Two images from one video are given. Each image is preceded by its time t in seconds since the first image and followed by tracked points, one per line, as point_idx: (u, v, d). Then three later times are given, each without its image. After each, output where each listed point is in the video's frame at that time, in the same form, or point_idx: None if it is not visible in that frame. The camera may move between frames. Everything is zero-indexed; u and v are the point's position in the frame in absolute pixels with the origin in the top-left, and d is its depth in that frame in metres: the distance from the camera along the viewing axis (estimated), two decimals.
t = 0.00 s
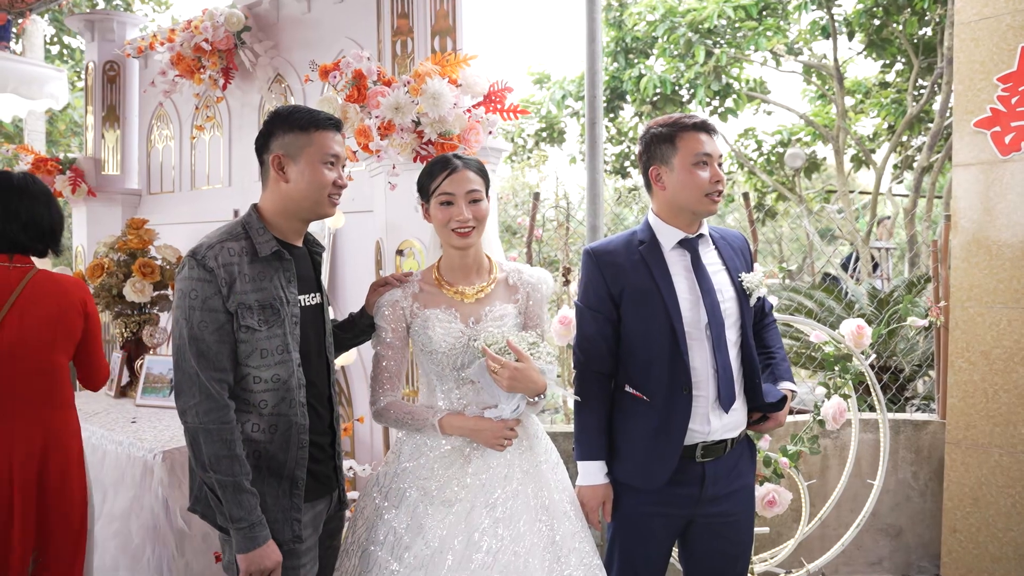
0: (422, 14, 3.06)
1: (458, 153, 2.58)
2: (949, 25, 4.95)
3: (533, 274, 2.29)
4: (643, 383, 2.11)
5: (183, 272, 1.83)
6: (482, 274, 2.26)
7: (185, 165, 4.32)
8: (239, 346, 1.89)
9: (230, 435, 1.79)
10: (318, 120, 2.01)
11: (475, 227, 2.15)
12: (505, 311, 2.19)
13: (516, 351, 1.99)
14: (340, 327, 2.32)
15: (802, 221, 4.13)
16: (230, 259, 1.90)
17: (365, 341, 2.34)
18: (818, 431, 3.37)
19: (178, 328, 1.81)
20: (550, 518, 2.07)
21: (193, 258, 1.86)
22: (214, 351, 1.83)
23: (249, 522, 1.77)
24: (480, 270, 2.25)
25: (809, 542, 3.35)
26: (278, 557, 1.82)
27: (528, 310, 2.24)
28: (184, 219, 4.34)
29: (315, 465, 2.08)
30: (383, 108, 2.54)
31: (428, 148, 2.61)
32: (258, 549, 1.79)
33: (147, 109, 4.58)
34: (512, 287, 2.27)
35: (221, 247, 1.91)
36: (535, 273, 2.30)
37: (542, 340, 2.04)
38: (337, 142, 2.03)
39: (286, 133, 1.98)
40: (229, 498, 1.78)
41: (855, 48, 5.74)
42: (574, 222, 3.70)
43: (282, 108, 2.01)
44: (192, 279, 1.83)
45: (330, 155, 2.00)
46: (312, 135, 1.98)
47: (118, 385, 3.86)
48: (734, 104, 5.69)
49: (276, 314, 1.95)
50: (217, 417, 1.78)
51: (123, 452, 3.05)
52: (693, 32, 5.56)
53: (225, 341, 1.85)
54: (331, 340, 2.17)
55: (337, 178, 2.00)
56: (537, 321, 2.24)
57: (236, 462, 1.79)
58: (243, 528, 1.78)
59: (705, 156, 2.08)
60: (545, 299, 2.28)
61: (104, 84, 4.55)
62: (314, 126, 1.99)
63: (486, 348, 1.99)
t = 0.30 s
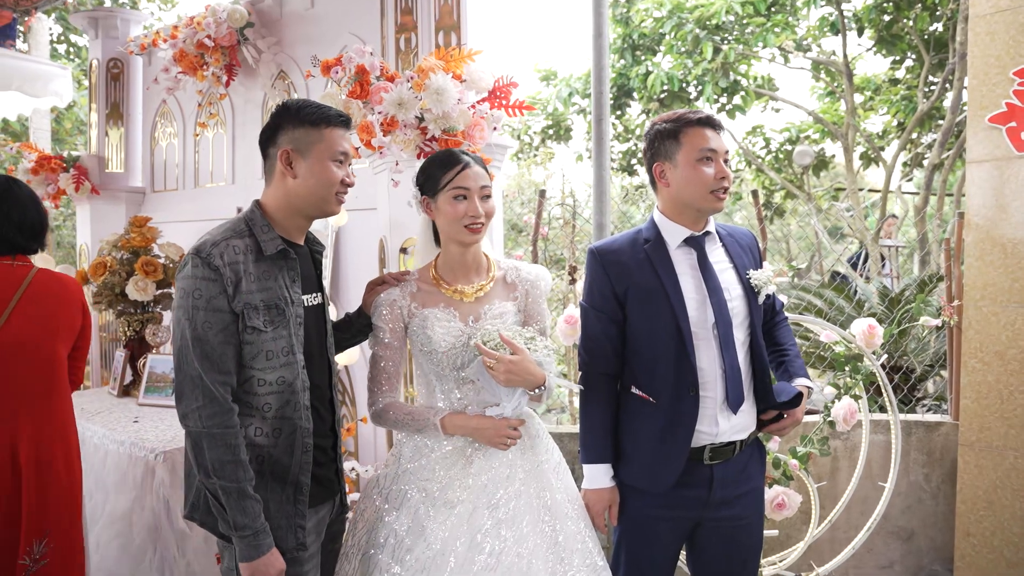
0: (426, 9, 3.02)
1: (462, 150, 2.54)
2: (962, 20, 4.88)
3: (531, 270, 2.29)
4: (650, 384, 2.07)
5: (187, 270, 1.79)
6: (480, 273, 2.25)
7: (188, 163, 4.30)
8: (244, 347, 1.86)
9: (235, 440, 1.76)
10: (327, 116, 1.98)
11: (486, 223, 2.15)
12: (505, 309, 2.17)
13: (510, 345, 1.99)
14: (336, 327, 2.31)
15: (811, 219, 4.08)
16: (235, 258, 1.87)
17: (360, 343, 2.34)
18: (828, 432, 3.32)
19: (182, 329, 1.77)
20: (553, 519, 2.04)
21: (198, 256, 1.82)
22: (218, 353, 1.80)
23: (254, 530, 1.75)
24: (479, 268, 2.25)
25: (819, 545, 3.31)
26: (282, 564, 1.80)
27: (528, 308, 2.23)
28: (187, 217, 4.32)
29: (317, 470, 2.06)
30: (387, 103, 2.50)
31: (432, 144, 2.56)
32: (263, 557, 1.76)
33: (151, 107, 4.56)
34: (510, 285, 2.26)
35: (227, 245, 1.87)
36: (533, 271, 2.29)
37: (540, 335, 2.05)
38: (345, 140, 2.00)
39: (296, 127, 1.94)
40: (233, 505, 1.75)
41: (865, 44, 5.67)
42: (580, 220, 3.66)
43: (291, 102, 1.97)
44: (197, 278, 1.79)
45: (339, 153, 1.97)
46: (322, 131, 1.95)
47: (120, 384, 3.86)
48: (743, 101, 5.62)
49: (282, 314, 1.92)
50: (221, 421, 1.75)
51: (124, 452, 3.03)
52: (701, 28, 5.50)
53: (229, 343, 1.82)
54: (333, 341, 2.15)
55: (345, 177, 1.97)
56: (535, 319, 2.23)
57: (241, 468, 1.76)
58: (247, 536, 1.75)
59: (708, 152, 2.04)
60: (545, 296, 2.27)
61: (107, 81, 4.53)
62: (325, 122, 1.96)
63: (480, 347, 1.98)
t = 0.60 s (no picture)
0: (428, 3, 2.96)
1: (464, 147, 2.48)
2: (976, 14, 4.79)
3: (531, 270, 2.25)
4: (655, 388, 2.02)
5: (187, 272, 1.75)
6: (479, 274, 2.21)
7: (190, 161, 4.26)
8: (247, 352, 1.83)
9: (241, 448, 1.73)
10: (328, 112, 1.93)
11: (495, 221, 2.11)
12: (504, 310, 2.13)
13: (505, 348, 1.96)
14: (334, 329, 2.28)
15: (821, 218, 4.01)
16: (237, 259, 1.83)
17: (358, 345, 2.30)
18: (839, 435, 3.27)
19: (184, 334, 1.72)
20: (553, 524, 1.99)
21: (199, 257, 1.77)
22: (221, 358, 1.76)
23: (263, 539, 1.72)
24: (478, 268, 2.20)
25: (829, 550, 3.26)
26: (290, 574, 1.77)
27: (527, 309, 2.20)
28: (189, 216, 4.29)
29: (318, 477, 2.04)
30: (387, 100, 2.44)
31: (433, 142, 2.52)
32: (272, 566, 1.73)
33: (154, 105, 4.55)
34: (510, 286, 2.23)
35: (227, 245, 1.83)
36: (533, 271, 2.25)
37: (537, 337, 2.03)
38: (345, 138, 1.94)
39: (294, 122, 1.90)
40: (242, 515, 1.71)
41: (875, 40, 5.58)
42: (586, 219, 3.61)
43: (291, 97, 1.93)
44: (199, 280, 1.75)
45: (338, 151, 1.92)
46: (321, 128, 1.90)
47: (122, 384, 3.85)
48: (751, 98, 5.53)
49: (285, 317, 1.90)
50: (227, 429, 1.72)
51: (121, 453, 3.01)
52: (709, 25, 5.42)
53: (233, 347, 1.78)
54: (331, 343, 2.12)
55: (343, 176, 1.92)
56: (535, 319, 2.20)
57: (248, 477, 1.72)
58: (257, 546, 1.72)
59: (714, 149, 1.98)
60: (545, 297, 2.23)
61: (110, 79, 4.49)
62: (325, 117, 1.91)
63: (474, 350, 1.96)
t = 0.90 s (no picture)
0: None
1: (467, 144, 2.42)
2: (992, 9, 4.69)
3: (535, 272, 2.19)
4: (662, 392, 1.96)
5: (186, 272, 1.70)
6: (482, 274, 2.15)
7: (194, 159, 4.23)
8: (248, 355, 1.78)
9: (244, 455, 1.69)
10: (326, 108, 1.88)
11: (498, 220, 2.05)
12: (507, 311, 2.08)
13: (503, 350, 1.91)
14: (333, 332, 2.24)
15: (833, 216, 3.93)
16: (237, 259, 1.79)
17: (359, 348, 2.25)
18: (851, 439, 3.20)
19: (184, 337, 1.68)
20: (557, 532, 1.93)
21: (198, 257, 1.72)
22: (223, 361, 1.71)
23: (269, 549, 1.68)
24: (481, 270, 2.15)
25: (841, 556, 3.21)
26: None
27: (531, 311, 2.15)
28: (193, 215, 4.24)
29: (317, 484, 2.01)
30: (388, 97, 2.39)
31: (435, 139, 2.46)
32: None
33: (157, 103, 4.51)
34: (514, 287, 2.17)
35: (227, 245, 1.79)
36: (538, 272, 2.20)
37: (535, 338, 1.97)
38: (344, 134, 1.89)
39: (290, 118, 1.85)
40: (246, 524, 1.68)
41: (888, 36, 5.48)
42: (593, 218, 3.55)
43: (289, 91, 1.88)
44: (198, 281, 1.70)
45: (334, 148, 1.86)
46: (316, 123, 1.85)
47: (124, 384, 3.80)
48: (762, 96, 5.44)
49: (287, 320, 1.86)
50: (230, 435, 1.68)
51: (121, 456, 2.97)
52: (720, 21, 5.31)
53: (235, 350, 1.74)
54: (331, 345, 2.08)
55: (338, 175, 1.87)
56: (540, 321, 2.14)
57: (253, 485, 1.69)
58: (262, 556, 1.68)
59: (724, 146, 1.92)
60: (549, 298, 2.17)
61: (114, 78, 4.47)
62: (324, 113, 1.86)
63: (471, 352, 1.90)
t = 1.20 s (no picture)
0: None
1: (468, 141, 2.36)
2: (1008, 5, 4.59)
3: (540, 273, 2.13)
4: (667, 398, 1.89)
5: (180, 274, 1.64)
6: (485, 276, 2.10)
7: (196, 156, 4.19)
8: (243, 360, 1.73)
9: (238, 466, 1.64)
10: (325, 103, 1.82)
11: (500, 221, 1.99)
12: (511, 314, 2.02)
13: (493, 353, 1.89)
14: (333, 336, 2.19)
15: (844, 215, 3.86)
16: (233, 261, 1.73)
17: (359, 352, 2.20)
18: (863, 443, 3.14)
19: (177, 342, 1.62)
20: (561, 543, 1.87)
21: (193, 259, 1.66)
22: (217, 368, 1.66)
23: (262, 564, 1.65)
24: (484, 270, 2.09)
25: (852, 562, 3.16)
26: None
27: (535, 313, 2.09)
28: (195, 214, 4.19)
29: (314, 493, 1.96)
30: (387, 92, 2.34)
31: (436, 136, 2.39)
32: None
33: (160, 101, 4.46)
34: (518, 289, 2.11)
35: (223, 246, 1.73)
36: (542, 272, 2.13)
37: (531, 340, 1.94)
38: (342, 132, 1.83)
39: (287, 114, 1.80)
40: (240, 538, 1.63)
41: (900, 32, 5.37)
42: (599, 216, 3.48)
43: (286, 86, 1.83)
44: (191, 283, 1.64)
45: (331, 146, 1.80)
46: (314, 119, 1.79)
47: (125, 384, 3.77)
48: (772, 93, 5.34)
49: (284, 324, 1.80)
50: (224, 446, 1.63)
51: (119, 459, 2.94)
52: (728, 18, 5.21)
53: (230, 356, 1.68)
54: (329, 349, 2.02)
55: (333, 174, 1.80)
56: (545, 323, 2.09)
57: (246, 498, 1.64)
58: (255, 570, 1.65)
59: (740, 144, 1.85)
60: (555, 299, 2.11)
61: (116, 75, 4.43)
62: (321, 109, 1.80)
63: (462, 357, 1.88)
